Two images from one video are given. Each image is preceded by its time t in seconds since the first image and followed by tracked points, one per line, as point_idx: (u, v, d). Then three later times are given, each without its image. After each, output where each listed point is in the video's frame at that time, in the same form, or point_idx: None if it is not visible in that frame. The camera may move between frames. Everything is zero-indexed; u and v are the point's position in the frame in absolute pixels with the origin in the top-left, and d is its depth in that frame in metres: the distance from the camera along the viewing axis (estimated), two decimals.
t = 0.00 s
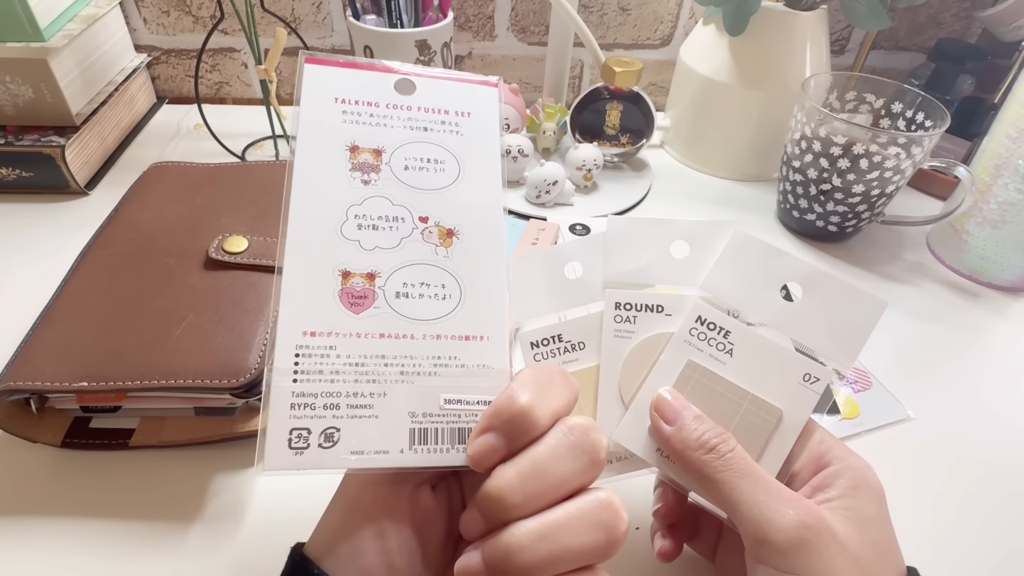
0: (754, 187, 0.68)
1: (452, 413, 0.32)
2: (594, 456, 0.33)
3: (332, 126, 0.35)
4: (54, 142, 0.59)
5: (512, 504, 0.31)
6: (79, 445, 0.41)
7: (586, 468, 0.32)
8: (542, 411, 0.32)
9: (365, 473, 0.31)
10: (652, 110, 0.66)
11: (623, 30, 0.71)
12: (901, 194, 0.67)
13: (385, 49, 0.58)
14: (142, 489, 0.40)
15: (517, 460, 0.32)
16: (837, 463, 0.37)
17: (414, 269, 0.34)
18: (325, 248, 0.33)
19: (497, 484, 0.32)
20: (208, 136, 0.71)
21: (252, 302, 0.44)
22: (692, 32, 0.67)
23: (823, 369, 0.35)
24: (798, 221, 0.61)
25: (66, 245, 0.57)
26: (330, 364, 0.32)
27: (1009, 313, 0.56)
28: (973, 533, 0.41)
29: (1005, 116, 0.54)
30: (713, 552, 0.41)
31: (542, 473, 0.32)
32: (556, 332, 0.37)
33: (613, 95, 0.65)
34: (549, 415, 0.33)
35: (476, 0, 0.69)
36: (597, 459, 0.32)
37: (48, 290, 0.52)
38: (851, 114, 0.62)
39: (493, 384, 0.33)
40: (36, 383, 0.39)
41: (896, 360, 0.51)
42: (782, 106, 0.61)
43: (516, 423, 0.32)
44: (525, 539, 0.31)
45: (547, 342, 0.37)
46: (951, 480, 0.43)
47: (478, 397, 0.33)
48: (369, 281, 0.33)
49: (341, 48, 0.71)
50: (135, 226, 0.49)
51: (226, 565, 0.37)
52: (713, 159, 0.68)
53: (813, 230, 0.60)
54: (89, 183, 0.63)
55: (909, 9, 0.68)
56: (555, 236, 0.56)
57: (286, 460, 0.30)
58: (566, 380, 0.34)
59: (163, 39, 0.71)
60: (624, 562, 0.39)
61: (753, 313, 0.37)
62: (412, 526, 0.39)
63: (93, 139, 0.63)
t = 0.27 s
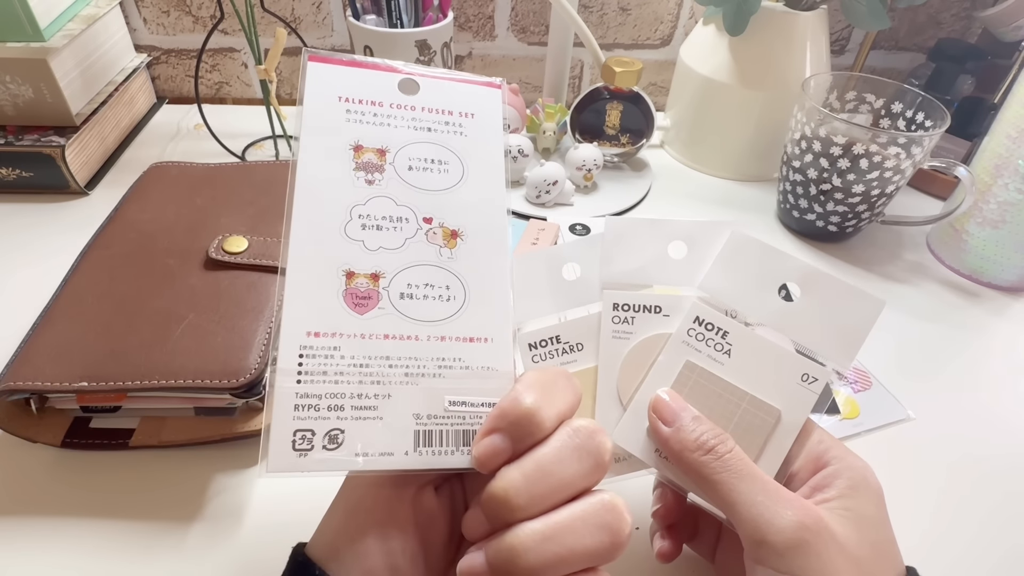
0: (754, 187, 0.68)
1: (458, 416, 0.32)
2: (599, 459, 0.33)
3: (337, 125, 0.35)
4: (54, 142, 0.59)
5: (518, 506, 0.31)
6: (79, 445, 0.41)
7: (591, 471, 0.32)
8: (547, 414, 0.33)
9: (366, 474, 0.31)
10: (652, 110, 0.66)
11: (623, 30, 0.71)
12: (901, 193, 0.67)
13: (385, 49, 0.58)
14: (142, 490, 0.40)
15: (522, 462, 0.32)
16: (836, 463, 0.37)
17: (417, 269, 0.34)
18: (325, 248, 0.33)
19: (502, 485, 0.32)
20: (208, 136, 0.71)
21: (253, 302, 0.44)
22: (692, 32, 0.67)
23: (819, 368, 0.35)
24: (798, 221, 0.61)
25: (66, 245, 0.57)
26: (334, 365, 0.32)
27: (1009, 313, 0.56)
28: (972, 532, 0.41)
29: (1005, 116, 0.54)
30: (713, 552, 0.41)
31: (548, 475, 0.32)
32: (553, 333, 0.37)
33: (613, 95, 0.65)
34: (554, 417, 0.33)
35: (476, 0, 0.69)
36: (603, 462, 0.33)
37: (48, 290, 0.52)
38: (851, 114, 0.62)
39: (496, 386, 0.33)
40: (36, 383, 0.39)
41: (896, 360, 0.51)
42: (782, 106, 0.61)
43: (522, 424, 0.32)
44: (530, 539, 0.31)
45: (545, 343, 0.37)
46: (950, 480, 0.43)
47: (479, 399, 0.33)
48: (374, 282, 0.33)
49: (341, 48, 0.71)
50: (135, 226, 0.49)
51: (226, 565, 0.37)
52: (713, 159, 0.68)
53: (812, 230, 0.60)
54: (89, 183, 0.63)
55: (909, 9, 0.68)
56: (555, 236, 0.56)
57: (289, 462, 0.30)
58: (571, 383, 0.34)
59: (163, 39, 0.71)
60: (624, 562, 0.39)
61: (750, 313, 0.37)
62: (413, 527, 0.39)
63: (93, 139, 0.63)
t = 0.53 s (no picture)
0: (754, 187, 0.68)
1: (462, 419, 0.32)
2: (600, 457, 0.33)
3: (339, 133, 0.35)
4: (54, 142, 0.59)
5: (520, 502, 0.33)
6: (79, 445, 0.41)
7: (594, 471, 0.33)
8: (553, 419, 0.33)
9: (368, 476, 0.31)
10: (652, 110, 0.66)
11: (623, 30, 0.71)
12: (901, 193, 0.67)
13: (385, 49, 0.58)
14: (142, 490, 0.40)
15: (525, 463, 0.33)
16: (836, 463, 0.37)
17: (416, 275, 0.34)
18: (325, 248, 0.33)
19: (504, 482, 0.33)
20: (208, 136, 0.71)
21: (253, 302, 0.44)
22: (691, 32, 0.67)
23: (817, 368, 0.35)
24: (798, 221, 0.61)
25: (66, 245, 0.57)
26: (339, 372, 0.32)
27: (1009, 313, 0.56)
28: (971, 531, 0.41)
29: (1005, 116, 0.54)
30: (713, 553, 0.41)
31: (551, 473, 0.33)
32: (551, 334, 0.37)
33: (613, 95, 0.65)
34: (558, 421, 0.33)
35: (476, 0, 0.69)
36: (604, 463, 0.33)
37: (48, 290, 0.52)
38: (851, 114, 0.62)
39: (501, 386, 0.33)
40: (36, 383, 0.39)
41: (895, 360, 0.51)
42: (781, 107, 0.61)
43: (543, 408, 0.32)
44: (530, 536, 0.32)
45: (543, 344, 0.37)
46: (950, 480, 0.43)
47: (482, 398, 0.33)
48: (377, 289, 0.33)
49: (341, 48, 0.71)
50: (135, 226, 0.49)
51: (226, 565, 0.37)
52: (713, 159, 0.68)
53: (813, 230, 0.60)
54: (89, 183, 0.63)
55: (909, 9, 0.68)
56: (555, 236, 0.56)
57: (296, 469, 0.30)
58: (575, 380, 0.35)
59: (163, 39, 0.71)
60: (625, 562, 0.39)
61: (749, 313, 0.37)
62: (415, 527, 0.39)
63: (93, 139, 0.63)
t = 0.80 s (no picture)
0: (755, 187, 0.68)
1: (451, 427, 0.33)
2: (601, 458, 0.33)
3: (476, 162, 0.38)
4: (54, 142, 0.59)
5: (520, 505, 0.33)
6: (79, 445, 0.41)
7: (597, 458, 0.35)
8: (564, 408, 0.35)
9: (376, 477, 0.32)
10: (652, 110, 0.65)
11: (623, 30, 0.71)
12: (901, 193, 0.67)
13: (385, 49, 0.58)
14: (142, 489, 0.40)
15: (537, 456, 0.34)
16: (835, 463, 0.37)
17: (476, 286, 0.36)
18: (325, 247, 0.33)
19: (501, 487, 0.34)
20: (208, 136, 0.71)
21: (253, 302, 0.44)
22: (692, 32, 0.67)
23: (804, 369, 0.36)
24: (798, 221, 0.61)
25: (66, 245, 0.57)
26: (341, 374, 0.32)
27: (1009, 313, 0.56)
28: (971, 531, 0.41)
29: (1005, 116, 0.54)
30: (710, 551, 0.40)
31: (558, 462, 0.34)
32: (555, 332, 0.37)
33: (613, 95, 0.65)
34: (576, 414, 0.35)
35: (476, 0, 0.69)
36: (608, 446, 0.35)
37: (48, 290, 0.52)
38: (851, 114, 0.62)
39: (484, 393, 0.34)
40: (37, 383, 0.39)
41: (895, 360, 0.51)
42: (782, 106, 0.61)
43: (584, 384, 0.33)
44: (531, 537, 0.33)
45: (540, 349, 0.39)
46: (949, 480, 0.43)
47: (467, 401, 0.34)
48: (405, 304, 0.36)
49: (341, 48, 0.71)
50: (135, 226, 0.49)
51: (225, 565, 0.37)
52: (714, 159, 0.68)
53: (813, 230, 0.60)
54: (90, 183, 0.63)
55: (909, 9, 0.68)
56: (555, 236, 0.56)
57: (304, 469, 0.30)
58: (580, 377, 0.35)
59: (163, 39, 0.71)
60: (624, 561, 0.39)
61: (731, 315, 0.40)
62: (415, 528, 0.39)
63: (93, 139, 0.63)
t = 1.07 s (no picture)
0: (756, 187, 0.68)
1: (450, 426, 0.33)
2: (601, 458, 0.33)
3: (478, 168, 0.38)
4: (54, 142, 0.59)
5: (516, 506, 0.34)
6: (79, 445, 0.41)
7: (597, 458, 0.34)
8: (564, 409, 0.35)
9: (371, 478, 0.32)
10: (652, 110, 0.65)
11: (623, 31, 0.71)
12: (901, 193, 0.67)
13: (385, 49, 0.58)
14: (141, 489, 0.40)
15: (538, 455, 0.34)
16: (835, 462, 0.37)
17: (476, 288, 0.37)
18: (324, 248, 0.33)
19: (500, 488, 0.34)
20: (208, 136, 0.71)
21: (253, 302, 0.44)
22: (692, 32, 0.67)
23: (804, 369, 0.36)
24: (798, 221, 0.61)
25: (66, 245, 0.57)
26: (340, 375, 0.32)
27: (1009, 313, 0.56)
28: (972, 530, 0.41)
29: (1005, 116, 0.54)
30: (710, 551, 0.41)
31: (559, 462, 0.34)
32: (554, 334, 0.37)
33: (613, 95, 0.65)
34: (576, 414, 0.35)
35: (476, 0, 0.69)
36: (608, 446, 0.35)
37: (48, 290, 0.52)
38: (851, 114, 0.62)
39: (484, 394, 0.34)
40: (37, 383, 0.39)
41: (895, 360, 0.51)
42: (781, 106, 0.61)
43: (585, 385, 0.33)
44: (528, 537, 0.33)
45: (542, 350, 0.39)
46: (949, 479, 0.43)
47: (466, 401, 0.34)
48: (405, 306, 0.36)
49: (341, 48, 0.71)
50: (135, 226, 0.49)
51: (225, 565, 0.37)
52: (715, 160, 0.68)
53: (813, 230, 0.60)
54: (90, 183, 0.63)
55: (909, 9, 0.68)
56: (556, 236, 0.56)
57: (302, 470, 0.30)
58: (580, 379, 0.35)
59: (163, 39, 0.71)
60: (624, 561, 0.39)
61: (732, 315, 0.40)
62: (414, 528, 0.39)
63: (93, 139, 0.63)
